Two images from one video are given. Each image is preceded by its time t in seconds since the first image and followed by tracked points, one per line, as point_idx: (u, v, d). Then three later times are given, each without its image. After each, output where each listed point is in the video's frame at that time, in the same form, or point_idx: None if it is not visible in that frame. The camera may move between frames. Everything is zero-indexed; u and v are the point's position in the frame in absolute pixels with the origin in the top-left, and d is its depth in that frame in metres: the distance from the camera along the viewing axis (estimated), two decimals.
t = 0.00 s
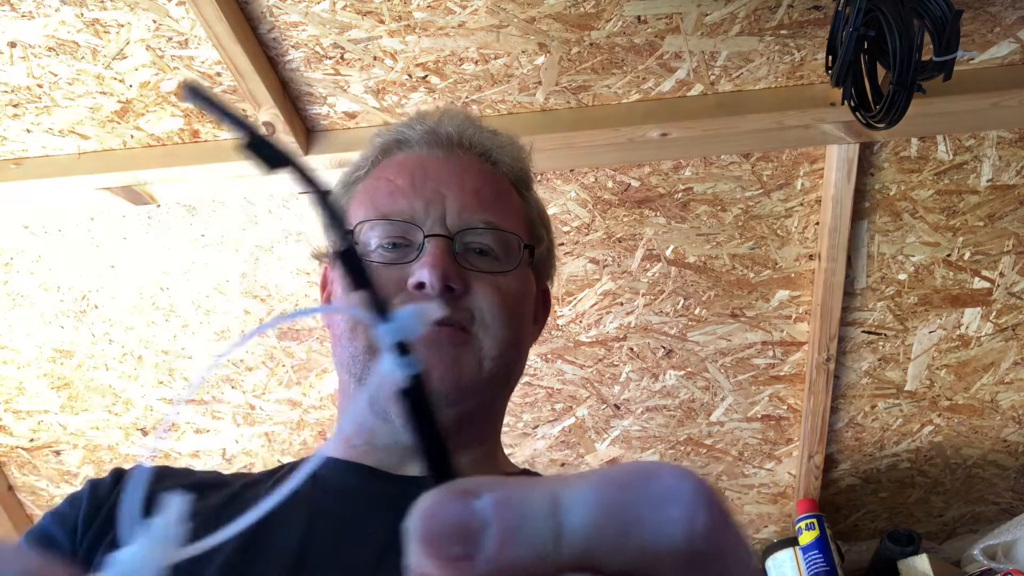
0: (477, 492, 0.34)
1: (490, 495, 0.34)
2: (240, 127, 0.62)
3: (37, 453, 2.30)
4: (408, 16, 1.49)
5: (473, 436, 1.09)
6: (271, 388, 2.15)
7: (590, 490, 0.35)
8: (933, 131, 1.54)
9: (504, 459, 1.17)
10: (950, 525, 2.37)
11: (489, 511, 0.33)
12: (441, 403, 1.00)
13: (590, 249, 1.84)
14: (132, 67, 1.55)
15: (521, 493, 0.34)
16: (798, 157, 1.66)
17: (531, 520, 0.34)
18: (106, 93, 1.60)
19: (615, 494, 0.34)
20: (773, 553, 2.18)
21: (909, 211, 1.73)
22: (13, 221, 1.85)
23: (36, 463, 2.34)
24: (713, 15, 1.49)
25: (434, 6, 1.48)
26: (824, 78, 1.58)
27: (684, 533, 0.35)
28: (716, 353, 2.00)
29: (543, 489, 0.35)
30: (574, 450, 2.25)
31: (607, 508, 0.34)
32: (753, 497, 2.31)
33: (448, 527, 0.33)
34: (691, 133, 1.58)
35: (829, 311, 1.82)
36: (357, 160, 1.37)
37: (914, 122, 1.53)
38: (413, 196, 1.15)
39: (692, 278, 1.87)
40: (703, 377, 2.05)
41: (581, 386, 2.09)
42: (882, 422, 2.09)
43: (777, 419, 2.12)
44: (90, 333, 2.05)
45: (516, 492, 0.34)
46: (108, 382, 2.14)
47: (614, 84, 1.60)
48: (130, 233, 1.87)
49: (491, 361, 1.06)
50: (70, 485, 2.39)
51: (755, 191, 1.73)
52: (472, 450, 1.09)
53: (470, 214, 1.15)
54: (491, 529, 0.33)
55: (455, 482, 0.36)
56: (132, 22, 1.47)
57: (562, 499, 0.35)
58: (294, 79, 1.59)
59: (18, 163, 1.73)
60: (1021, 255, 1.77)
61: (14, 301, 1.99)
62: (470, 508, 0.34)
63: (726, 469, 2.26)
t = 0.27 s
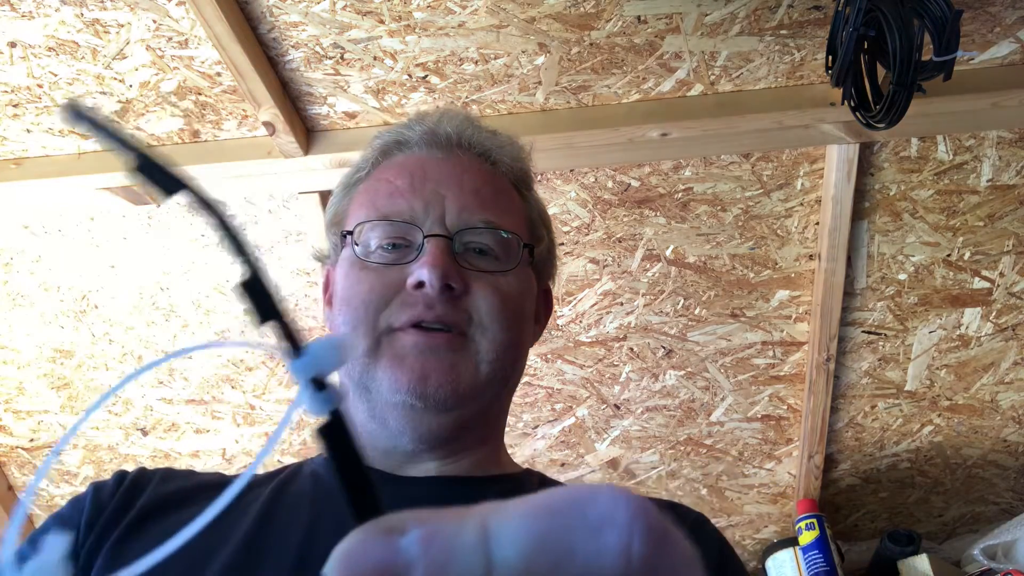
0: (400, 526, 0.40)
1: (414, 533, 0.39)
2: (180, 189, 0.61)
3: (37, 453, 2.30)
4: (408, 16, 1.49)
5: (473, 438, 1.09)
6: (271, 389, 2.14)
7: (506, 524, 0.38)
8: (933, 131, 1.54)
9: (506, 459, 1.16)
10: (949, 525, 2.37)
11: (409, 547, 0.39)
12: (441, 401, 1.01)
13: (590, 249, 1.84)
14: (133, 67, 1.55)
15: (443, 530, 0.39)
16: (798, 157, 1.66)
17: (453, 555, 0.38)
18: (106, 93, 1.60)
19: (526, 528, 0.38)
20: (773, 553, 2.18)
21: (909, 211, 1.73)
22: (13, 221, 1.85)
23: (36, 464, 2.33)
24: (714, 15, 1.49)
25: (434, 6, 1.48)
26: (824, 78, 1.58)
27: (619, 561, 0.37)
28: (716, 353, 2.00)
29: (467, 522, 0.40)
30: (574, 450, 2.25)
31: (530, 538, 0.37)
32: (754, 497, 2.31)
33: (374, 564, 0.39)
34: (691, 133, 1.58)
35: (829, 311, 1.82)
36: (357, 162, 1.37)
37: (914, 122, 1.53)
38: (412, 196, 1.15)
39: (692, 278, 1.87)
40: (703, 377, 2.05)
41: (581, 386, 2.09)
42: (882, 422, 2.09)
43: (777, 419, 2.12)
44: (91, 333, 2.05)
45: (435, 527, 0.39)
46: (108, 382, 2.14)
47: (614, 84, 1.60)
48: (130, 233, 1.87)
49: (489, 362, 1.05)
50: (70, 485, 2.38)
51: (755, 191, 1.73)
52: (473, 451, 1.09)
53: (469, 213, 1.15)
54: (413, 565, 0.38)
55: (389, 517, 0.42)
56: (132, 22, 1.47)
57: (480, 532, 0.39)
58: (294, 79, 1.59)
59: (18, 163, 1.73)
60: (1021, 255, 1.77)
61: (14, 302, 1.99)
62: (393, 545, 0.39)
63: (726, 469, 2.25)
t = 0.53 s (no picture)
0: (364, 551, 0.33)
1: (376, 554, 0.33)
2: (109, 186, 0.44)
3: (37, 453, 2.29)
4: (408, 16, 1.49)
5: (473, 439, 1.09)
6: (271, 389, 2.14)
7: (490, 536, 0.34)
8: (933, 130, 1.54)
9: (507, 459, 1.16)
10: (949, 525, 2.37)
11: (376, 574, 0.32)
12: (440, 401, 1.01)
13: (590, 248, 1.84)
14: (132, 67, 1.55)
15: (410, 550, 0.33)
16: (798, 157, 1.66)
17: None
18: (106, 93, 1.60)
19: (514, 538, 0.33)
20: (773, 553, 2.18)
21: (909, 211, 1.73)
22: (13, 221, 1.85)
23: (36, 464, 2.33)
24: (713, 15, 1.49)
25: (434, 6, 1.48)
26: (824, 78, 1.58)
27: None
28: (716, 353, 2.00)
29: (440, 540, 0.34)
30: (574, 450, 2.25)
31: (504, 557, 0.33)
32: (754, 497, 2.31)
33: None
34: (691, 133, 1.58)
35: (829, 311, 1.82)
36: (355, 163, 1.37)
37: (914, 121, 1.53)
38: (409, 197, 1.15)
39: (692, 278, 1.87)
40: (703, 377, 2.05)
41: (581, 386, 2.09)
42: (882, 422, 2.09)
43: (777, 419, 2.12)
44: (91, 333, 2.05)
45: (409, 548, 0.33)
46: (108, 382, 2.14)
47: (614, 84, 1.60)
48: (130, 233, 1.87)
49: (487, 363, 1.05)
50: (70, 486, 2.38)
51: (755, 191, 1.73)
52: (475, 450, 1.09)
53: (467, 213, 1.15)
54: None
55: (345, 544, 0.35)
56: (132, 22, 1.47)
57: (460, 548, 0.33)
58: (294, 79, 1.59)
59: (18, 163, 1.73)
60: (1021, 255, 1.77)
61: (14, 302, 1.99)
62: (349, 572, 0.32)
63: (726, 469, 2.25)
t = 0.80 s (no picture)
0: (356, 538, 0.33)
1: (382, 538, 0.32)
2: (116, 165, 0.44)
3: (37, 453, 2.29)
4: (408, 16, 1.49)
5: (474, 437, 1.09)
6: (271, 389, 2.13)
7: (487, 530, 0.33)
8: (933, 130, 1.54)
9: (508, 458, 1.16)
10: (949, 525, 2.37)
11: (378, 558, 0.32)
12: (441, 399, 1.01)
13: (590, 248, 1.84)
14: (132, 66, 1.55)
15: (418, 534, 0.32)
16: (798, 157, 1.66)
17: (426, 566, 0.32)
18: (106, 93, 1.60)
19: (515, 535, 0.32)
20: (773, 553, 2.18)
21: (909, 211, 1.74)
22: (13, 221, 1.85)
23: (35, 464, 2.32)
24: (713, 15, 1.49)
25: (434, 6, 1.48)
26: (824, 78, 1.58)
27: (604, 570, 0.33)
28: (716, 353, 2.00)
29: (445, 526, 0.33)
30: (574, 450, 2.25)
31: (510, 546, 0.32)
32: (754, 497, 2.31)
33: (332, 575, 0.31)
34: (691, 133, 1.57)
35: (829, 311, 1.82)
36: (354, 163, 1.37)
37: (914, 121, 1.53)
38: (408, 197, 1.15)
39: (692, 278, 1.87)
40: (703, 377, 2.05)
41: (581, 386, 2.09)
42: (882, 422, 2.09)
43: (777, 419, 2.12)
44: (91, 333, 2.05)
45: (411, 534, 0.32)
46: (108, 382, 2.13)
47: (614, 84, 1.60)
48: (130, 233, 1.86)
49: (488, 361, 1.05)
50: (70, 486, 2.38)
51: (755, 191, 1.74)
52: (476, 448, 1.09)
53: (467, 213, 1.15)
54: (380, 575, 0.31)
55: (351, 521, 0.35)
56: (132, 22, 1.47)
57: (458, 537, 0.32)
58: (294, 79, 1.59)
59: (18, 163, 1.73)
60: (1021, 255, 1.77)
61: (14, 301, 1.99)
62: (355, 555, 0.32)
63: (726, 469, 2.25)
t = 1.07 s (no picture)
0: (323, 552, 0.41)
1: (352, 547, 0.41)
2: (131, 182, 0.52)
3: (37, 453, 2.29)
4: (408, 16, 1.49)
5: (474, 437, 1.09)
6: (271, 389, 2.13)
7: (436, 553, 0.40)
8: (933, 130, 1.54)
9: (509, 457, 1.16)
10: (949, 525, 2.37)
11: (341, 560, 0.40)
12: (441, 399, 1.01)
13: (590, 249, 1.84)
14: (133, 67, 1.55)
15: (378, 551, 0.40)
16: (798, 157, 1.66)
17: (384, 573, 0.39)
18: (106, 93, 1.60)
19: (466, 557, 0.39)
20: (773, 553, 2.18)
21: (909, 211, 1.73)
22: (13, 221, 1.85)
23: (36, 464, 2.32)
24: (714, 15, 1.49)
25: (434, 6, 1.48)
26: (824, 78, 1.58)
27: None
28: (716, 353, 2.00)
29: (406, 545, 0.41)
30: (574, 450, 2.24)
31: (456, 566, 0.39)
32: (754, 497, 2.31)
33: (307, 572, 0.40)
34: (691, 132, 1.57)
35: (829, 311, 1.81)
36: (352, 163, 1.37)
37: (914, 122, 1.53)
38: (407, 196, 1.15)
39: (692, 278, 1.87)
40: (703, 377, 2.05)
41: (581, 386, 2.09)
42: (882, 422, 2.09)
43: (777, 419, 2.12)
44: (91, 333, 2.05)
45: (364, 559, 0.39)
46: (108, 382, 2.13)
47: (614, 84, 1.60)
48: (130, 233, 1.87)
49: (487, 361, 1.05)
50: (70, 486, 2.38)
51: (755, 191, 1.74)
52: (476, 448, 1.09)
53: (466, 212, 1.15)
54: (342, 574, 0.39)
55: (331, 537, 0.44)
56: (132, 22, 1.48)
57: (409, 559, 0.40)
58: (294, 79, 1.59)
59: (18, 163, 1.73)
60: (1022, 255, 1.77)
61: (14, 301, 1.99)
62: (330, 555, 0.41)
63: (726, 469, 2.24)
